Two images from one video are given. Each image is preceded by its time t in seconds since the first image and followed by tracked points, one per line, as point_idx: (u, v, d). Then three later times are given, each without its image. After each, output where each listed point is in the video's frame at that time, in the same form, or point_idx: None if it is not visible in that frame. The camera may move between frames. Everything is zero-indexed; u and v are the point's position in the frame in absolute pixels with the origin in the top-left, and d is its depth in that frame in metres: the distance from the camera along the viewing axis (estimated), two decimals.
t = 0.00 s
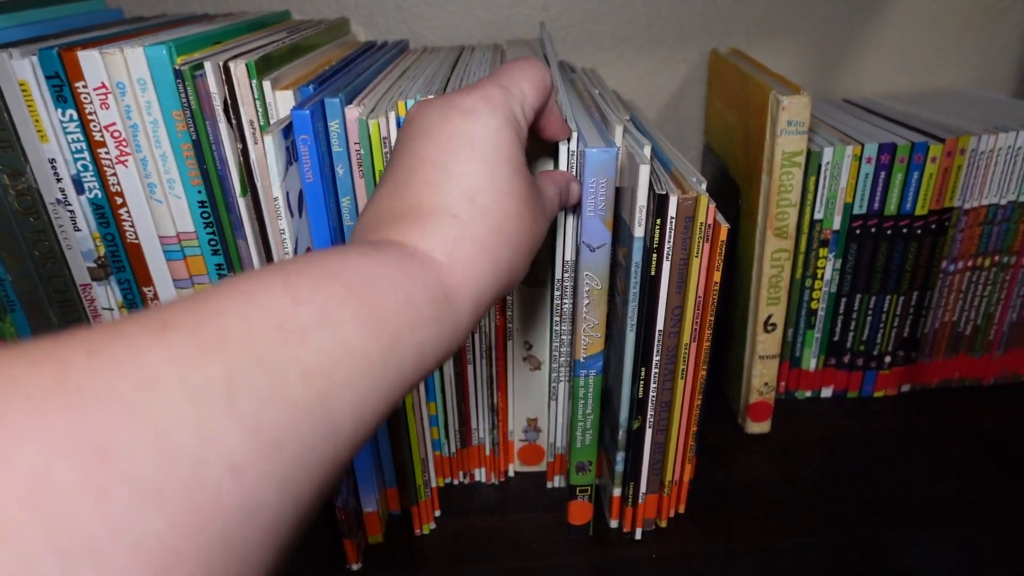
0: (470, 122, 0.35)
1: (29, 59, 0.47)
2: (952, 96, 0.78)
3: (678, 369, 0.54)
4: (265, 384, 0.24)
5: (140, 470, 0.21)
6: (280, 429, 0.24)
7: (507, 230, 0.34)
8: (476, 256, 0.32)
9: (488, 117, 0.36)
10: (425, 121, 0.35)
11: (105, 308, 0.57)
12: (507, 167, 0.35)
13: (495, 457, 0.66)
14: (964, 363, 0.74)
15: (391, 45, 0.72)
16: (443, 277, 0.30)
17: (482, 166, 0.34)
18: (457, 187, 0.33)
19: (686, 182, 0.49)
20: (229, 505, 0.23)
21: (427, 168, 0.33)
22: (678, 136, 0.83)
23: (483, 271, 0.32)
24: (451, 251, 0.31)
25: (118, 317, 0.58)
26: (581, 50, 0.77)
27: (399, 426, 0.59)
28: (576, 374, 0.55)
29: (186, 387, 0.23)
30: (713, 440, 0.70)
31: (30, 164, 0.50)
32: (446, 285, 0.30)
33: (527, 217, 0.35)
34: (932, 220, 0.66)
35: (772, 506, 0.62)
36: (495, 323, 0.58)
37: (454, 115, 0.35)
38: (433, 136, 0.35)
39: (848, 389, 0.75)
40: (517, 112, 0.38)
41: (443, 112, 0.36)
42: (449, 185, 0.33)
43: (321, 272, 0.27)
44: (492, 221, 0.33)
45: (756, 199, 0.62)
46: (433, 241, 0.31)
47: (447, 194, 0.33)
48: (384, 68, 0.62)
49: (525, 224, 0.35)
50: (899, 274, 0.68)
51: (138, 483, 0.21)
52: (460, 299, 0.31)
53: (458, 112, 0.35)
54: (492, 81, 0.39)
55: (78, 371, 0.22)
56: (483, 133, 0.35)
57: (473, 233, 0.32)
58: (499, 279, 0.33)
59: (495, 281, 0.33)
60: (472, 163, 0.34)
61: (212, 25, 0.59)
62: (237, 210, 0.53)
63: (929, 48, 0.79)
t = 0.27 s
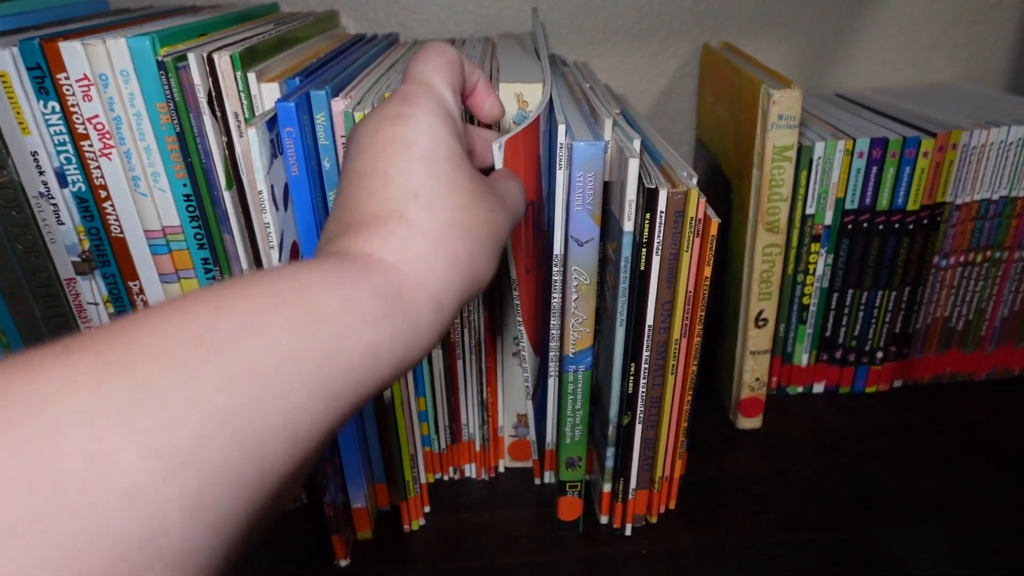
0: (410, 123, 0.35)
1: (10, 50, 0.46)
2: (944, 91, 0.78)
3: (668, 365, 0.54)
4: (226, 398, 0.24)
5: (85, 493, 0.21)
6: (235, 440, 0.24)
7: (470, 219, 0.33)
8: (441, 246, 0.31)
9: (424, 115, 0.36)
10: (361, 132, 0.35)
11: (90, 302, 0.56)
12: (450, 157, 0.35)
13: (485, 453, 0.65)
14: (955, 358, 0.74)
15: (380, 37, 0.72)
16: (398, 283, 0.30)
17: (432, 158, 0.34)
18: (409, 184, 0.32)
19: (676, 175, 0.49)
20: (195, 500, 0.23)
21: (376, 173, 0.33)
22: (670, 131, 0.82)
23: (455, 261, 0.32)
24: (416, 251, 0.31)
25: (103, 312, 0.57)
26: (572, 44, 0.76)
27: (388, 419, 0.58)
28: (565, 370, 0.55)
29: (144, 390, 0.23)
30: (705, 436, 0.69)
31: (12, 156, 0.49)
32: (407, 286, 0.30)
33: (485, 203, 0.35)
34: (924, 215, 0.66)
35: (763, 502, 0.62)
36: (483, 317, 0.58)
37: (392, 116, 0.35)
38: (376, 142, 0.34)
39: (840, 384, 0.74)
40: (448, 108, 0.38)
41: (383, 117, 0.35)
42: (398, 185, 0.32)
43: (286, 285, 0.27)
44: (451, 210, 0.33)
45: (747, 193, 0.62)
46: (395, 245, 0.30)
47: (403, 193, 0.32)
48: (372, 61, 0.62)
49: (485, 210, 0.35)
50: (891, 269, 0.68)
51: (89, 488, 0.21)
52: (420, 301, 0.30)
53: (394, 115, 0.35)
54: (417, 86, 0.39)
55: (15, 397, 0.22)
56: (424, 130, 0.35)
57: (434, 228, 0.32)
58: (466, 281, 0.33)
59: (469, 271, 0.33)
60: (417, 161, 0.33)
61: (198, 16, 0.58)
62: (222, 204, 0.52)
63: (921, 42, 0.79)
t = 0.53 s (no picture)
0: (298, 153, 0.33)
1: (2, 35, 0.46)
2: (946, 79, 0.77)
3: (663, 354, 0.54)
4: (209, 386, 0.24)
5: None
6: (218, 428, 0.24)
7: (369, 257, 0.32)
8: (327, 295, 0.31)
9: (317, 140, 0.34)
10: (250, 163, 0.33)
11: (84, 290, 0.56)
12: (346, 189, 0.33)
13: (481, 442, 0.65)
14: (953, 349, 0.73)
15: (377, 23, 0.71)
16: (273, 342, 0.29)
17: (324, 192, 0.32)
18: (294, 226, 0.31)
19: (671, 164, 0.49)
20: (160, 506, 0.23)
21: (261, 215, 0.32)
22: (669, 119, 0.82)
23: (345, 309, 0.31)
24: (302, 305, 0.30)
25: (98, 299, 0.57)
26: (571, 31, 0.76)
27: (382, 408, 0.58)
28: (559, 359, 0.55)
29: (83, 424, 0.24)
30: (700, 426, 0.69)
31: (5, 142, 0.49)
32: (285, 344, 0.30)
33: (391, 233, 0.33)
34: (922, 204, 0.65)
35: (758, 491, 0.62)
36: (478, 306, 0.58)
37: (279, 145, 0.33)
38: (261, 177, 0.33)
39: (837, 374, 0.74)
40: (352, 125, 0.36)
41: (267, 148, 0.33)
42: (279, 229, 0.31)
43: (179, 337, 0.28)
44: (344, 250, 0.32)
45: (745, 182, 0.62)
46: (277, 299, 0.30)
47: (287, 238, 0.31)
48: (368, 47, 0.62)
49: (393, 241, 0.33)
50: (889, 259, 0.68)
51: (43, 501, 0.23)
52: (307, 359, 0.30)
53: (285, 142, 0.33)
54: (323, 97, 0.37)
55: None
56: (314, 160, 0.33)
57: (319, 276, 0.31)
58: (369, 326, 0.32)
59: (368, 313, 0.32)
60: (305, 198, 0.32)
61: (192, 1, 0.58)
62: (216, 191, 0.52)
63: (923, 30, 0.78)
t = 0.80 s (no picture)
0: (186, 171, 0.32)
1: (24, 53, 0.48)
2: (948, 88, 0.78)
3: (665, 362, 0.54)
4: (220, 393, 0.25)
5: None
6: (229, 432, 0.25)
7: (258, 283, 0.31)
8: (211, 326, 0.30)
9: (208, 155, 0.32)
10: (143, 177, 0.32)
11: (101, 298, 0.57)
12: (230, 207, 0.31)
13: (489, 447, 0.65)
14: (957, 356, 0.74)
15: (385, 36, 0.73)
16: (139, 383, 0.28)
17: (211, 211, 0.31)
18: (176, 250, 0.30)
19: (672, 176, 0.50)
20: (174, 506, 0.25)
21: (144, 234, 0.31)
22: (673, 128, 0.83)
23: (231, 340, 0.30)
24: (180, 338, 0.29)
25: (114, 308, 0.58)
26: (576, 43, 0.77)
27: (389, 419, 0.60)
28: (563, 366, 0.56)
29: None
30: (704, 433, 0.70)
31: (26, 157, 0.51)
32: (152, 382, 0.29)
33: (291, 251, 0.31)
34: (924, 213, 0.66)
35: (761, 498, 0.62)
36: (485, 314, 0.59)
37: (167, 160, 0.32)
38: (150, 193, 0.31)
39: (841, 381, 0.75)
40: (256, 137, 0.35)
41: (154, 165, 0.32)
42: (159, 251, 0.30)
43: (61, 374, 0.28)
44: (226, 277, 0.30)
45: (748, 192, 0.63)
46: (153, 332, 0.29)
47: (168, 262, 0.30)
48: (376, 61, 0.63)
49: (289, 263, 0.31)
50: (891, 268, 0.68)
51: None
52: (180, 401, 0.29)
53: (176, 156, 0.32)
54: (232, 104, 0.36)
55: None
56: (204, 176, 0.32)
57: (202, 305, 0.30)
58: (261, 353, 0.31)
59: (258, 338, 0.31)
60: (189, 219, 0.31)
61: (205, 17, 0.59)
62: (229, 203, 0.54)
63: (926, 39, 0.79)
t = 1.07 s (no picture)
0: (92, 100, 0.36)
1: (71, 36, 0.49)
2: (980, 90, 0.78)
3: (688, 353, 0.55)
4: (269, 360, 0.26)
5: None
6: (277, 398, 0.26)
7: (143, 193, 0.35)
8: (93, 228, 0.35)
9: (108, 85, 0.37)
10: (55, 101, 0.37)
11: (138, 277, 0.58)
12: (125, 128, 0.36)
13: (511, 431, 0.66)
14: (980, 358, 0.74)
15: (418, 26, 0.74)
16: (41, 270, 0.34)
17: (103, 130, 0.36)
18: (67, 160, 0.35)
19: (701, 169, 0.50)
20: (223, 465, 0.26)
21: (44, 149, 0.36)
22: (700, 124, 0.83)
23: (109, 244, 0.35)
24: (72, 237, 0.35)
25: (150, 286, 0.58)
26: (606, 37, 0.78)
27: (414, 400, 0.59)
28: (587, 355, 0.57)
29: None
30: (723, 426, 0.71)
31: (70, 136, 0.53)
32: (50, 271, 0.35)
33: (180, 166, 0.36)
34: (951, 214, 0.66)
35: (779, 491, 0.63)
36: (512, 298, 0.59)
37: (68, 87, 0.37)
38: (54, 115, 0.36)
39: (862, 380, 0.75)
40: (154, 69, 0.39)
41: (65, 96, 0.37)
42: (51, 162, 0.35)
43: None
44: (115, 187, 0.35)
45: (774, 189, 0.63)
46: (47, 232, 0.34)
47: (50, 173, 0.35)
48: (409, 50, 0.64)
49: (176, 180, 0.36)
50: (916, 268, 0.68)
51: None
52: (67, 288, 0.35)
53: (80, 82, 0.37)
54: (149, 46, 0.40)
55: None
56: (106, 103, 0.36)
57: (86, 205, 0.35)
58: (148, 254, 0.36)
59: (147, 242, 0.36)
60: (82, 136, 0.35)
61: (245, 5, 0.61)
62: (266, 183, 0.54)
63: (958, 41, 0.78)
